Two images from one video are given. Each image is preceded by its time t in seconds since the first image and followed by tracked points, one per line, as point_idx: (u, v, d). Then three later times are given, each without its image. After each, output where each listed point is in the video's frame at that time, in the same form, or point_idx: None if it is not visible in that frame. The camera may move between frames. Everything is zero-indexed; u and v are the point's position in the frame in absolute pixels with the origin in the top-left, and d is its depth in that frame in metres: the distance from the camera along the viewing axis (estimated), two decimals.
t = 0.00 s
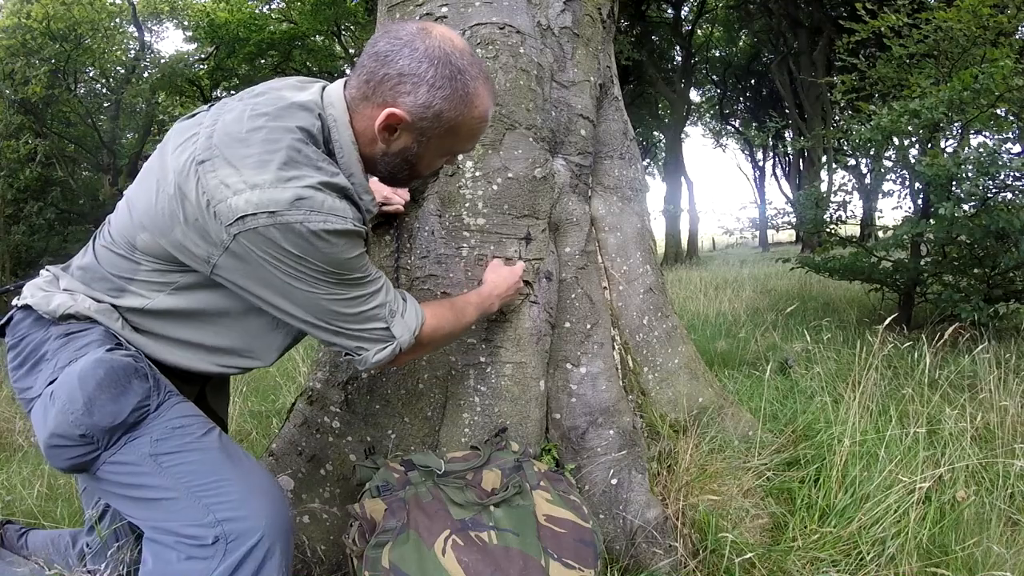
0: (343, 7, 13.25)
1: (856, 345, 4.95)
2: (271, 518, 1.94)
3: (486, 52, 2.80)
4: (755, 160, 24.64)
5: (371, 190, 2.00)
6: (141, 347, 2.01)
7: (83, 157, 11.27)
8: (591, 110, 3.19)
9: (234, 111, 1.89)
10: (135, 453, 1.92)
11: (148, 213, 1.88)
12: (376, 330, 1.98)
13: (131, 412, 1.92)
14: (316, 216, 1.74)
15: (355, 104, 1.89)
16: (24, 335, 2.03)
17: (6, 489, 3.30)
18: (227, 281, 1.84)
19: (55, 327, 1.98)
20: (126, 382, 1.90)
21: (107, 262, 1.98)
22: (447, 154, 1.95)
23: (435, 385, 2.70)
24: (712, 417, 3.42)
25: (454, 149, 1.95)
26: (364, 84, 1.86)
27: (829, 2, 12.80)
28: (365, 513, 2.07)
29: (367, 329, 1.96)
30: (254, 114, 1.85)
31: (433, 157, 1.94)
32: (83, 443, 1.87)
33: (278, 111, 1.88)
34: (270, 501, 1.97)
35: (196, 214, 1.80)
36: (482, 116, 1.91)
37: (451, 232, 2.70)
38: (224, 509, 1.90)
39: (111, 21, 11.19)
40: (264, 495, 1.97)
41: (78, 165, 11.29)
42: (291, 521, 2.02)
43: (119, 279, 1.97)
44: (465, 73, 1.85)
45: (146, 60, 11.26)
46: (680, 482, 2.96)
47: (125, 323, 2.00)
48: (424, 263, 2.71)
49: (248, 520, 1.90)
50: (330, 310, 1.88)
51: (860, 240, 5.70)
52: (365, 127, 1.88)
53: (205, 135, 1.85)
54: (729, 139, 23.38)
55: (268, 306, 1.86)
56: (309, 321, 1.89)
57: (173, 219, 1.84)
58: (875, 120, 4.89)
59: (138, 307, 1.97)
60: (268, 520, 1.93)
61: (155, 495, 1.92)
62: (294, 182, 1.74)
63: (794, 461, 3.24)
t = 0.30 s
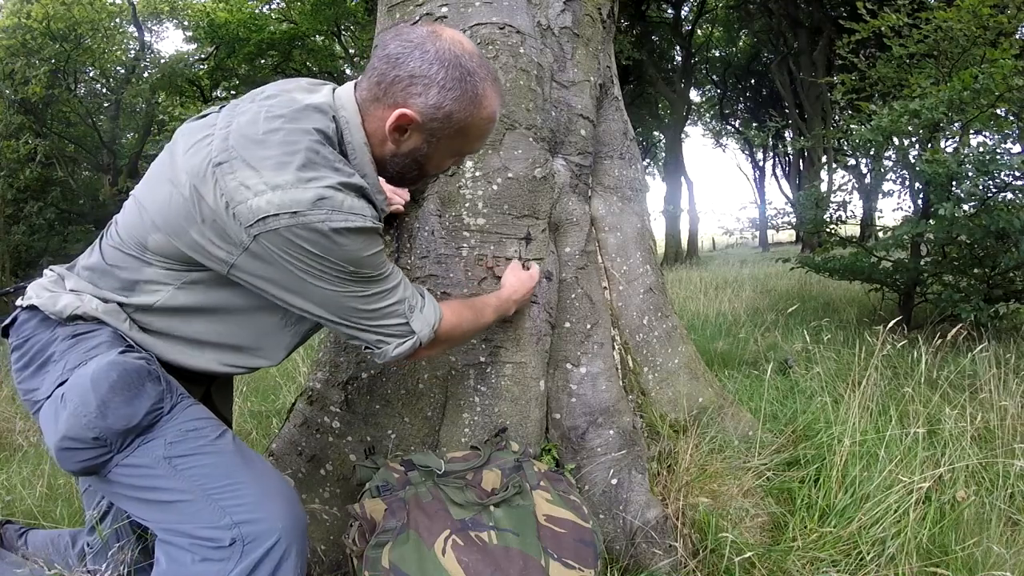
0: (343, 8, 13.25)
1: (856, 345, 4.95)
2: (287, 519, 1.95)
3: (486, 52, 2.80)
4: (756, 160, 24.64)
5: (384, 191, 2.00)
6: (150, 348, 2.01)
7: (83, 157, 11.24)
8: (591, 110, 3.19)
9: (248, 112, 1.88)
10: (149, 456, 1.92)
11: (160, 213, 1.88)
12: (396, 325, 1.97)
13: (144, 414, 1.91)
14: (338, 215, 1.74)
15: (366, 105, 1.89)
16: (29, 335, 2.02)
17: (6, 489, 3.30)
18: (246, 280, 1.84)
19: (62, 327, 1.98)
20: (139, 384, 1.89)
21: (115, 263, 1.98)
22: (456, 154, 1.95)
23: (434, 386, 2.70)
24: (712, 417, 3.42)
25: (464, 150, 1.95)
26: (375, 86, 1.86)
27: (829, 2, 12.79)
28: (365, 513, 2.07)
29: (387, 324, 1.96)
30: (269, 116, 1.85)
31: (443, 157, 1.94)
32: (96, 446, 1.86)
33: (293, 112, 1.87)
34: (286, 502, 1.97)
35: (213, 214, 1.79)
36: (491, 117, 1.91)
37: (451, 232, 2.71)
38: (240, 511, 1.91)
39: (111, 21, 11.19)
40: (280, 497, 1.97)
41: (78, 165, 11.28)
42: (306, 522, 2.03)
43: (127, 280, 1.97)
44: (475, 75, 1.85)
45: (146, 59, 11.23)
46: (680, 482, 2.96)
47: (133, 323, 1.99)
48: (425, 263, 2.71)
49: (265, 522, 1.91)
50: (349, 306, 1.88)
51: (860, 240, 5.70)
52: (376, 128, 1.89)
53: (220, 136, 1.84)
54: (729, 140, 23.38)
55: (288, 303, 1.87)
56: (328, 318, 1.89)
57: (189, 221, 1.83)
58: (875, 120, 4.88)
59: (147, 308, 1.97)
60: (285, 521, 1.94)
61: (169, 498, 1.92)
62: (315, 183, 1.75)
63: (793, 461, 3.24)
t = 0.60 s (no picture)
0: (343, 8, 13.26)
1: (856, 345, 4.95)
2: (292, 520, 1.95)
3: (486, 51, 2.80)
4: (756, 160, 24.64)
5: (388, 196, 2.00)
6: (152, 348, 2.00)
7: (83, 157, 11.22)
8: (590, 110, 3.19)
9: (256, 115, 1.88)
10: (153, 456, 1.92)
11: (167, 214, 1.88)
12: (398, 334, 1.96)
13: (148, 415, 1.91)
14: (345, 219, 1.75)
15: (374, 110, 1.89)
16: (31, 335, 2.01)
17: (6, 489, 3.30)
18: (251, 283, 1.84)
19: (65, 327, 1.97)
20: (143, 385, 1.89)
21: (118, 263, 1.98)
22: (460, 162, 1.95)
23: (434, 386, 2.70)
24: (712, 417, 3.42)
25: (468, 158, 1.95)
26: (383, 91, 1.86)
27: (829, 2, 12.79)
28: (365, 513, 2.07)
29: (389, 333, 1.95)
30: (278, 118, 1.84)
31: (447, 165, 1.94)
32: (100, 446, 1.86)
33: (301, 116, 1.87)
34: (290, 502, 1.97)
35: (221, 217, 1.80)
36: (496, 127, 1.92)
37: (451, 232, 2.71)
38: (245, 512, 1.91)
39: (110, 21, 11.21)
40: (284, 497, 1.97)
41: (78, 165, 11.27)
42: (310, 522, 2.03)
43: (131, 280, 1.97)
44: (483, 85, 1.85)
45: (146, 59, 11.37)
46: (680, 482, 2.96)
47: (136, 323, 1.99)
48: (424, 263, 2.70)
49: (270, 523, 1.91)
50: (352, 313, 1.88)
51: (860, 240, 5.70)
52: (382, 133, 1.88)
53: (228, 138, 1.84)
54: (728, 140, 23.38)
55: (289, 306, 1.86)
56: (330, 324, 1.88)
57: (196, 223, 1.83)
58: (874, 120, 4.88)
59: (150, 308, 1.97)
60: (289, 522, 1.94)
61: (174, 498, 1.92)
62: (323, 187, 1.74)
63: (793, 461, 3.24)
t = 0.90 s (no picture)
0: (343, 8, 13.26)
1: (856, 345, 4.95)
2: (291, 519, 1.95)
3: (486, 52, 2.80)
4: (756, 160, 24.64)
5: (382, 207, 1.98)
6: (152, 348, 2.00)
7: (83, 157, 11.22)
8: (591, 110, 3.19)
9: (255, 118, 1.88)
10: (152, 455, 1.92)
11: (160, 214, 1.88)
12: (358, 365, 1.98)
13: (147, 414, 1.91)
14: (327, 236, 1.73)
15: (376, 116, 1.88)
16: (31, 334, 2.01)
17: (6, 489, 3.30)
18: (228, 292, 1.83)
19: (65, 327, 1.97)
20: (142, 384, 1.89)
21: (118, 263, 1.98)
22: (460, 172, 1.95)
23: (434, 386, 2.70)
24: (712, 417, 3.42)
25: (468, 168, 1.94)
26: (386, 98, 1.85)
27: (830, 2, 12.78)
28: (365, 513, 2.07)
29: (351, 362, 1.96)
30: (276, 124, 1.84)
31: (448, 174, 1.94)
32: (99, 445, 1.86)
33: (299, 122, 1.86)
34: (289, 501, 1.97)
35: (208, 219, 1.79)
36: (498, 138, 1.92)
37: (451, 232, 2.71)
38: (244, 510, 1.91)
39: (111, 21, 11.22)
40: (284, 496, 1.97)
41: (78, 165, 11.27)
42: (309, 521, 2.03)
43: (132, 280, 1.97)
44: (486, 95, 1.85)
45: (145, 60, 11.39)
46: (680, 482, 2.96)
47: (136, 323, 1.99)
48: (425, 263, 2.71)
49: (268, 522, 1.91)
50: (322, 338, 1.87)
51: (860, 240, 5.70)
52: (383, 140, 1.88)
53: (224, 140, 1.84)
54: (728, 140, 23.37)
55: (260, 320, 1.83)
56: (298, 347, 1.86)
57: (183, 224, 1.83)
58: (875, 120, 4.88)
59: (149, 309, 1.97)
60: (287, 521, 1.94)
61: (173, 497, 1.92)
62: (310, 201, 1.74)
63: (793, 461, 3.24)
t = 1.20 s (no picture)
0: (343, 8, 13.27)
1: (856, 345, 4.95)
2: (288, 516, 1.95)
3: (486, 51, 2.80)
4: (756, 160, 24.64)
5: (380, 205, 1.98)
6: (151, 348, 2.00)
7: (83, 157, 11.24)
8: (591, 110, 3.19)
9: (252, 118, 1.88)
10: (149, 453, 1.92)
11: (159, 214, 1.87)
12: (361, 357, 2.00)
13: (145, 412, 1.91)
14: (327, 232, 1.74)
15: (372, 116, 1.88)
16: (30, 334, 2.01)
17: (6, 489, 3.30)
18: (228, 292, 1.82)
19: (63, 327, 1.97)
20: (140, 383, 1.89)
21: (117, 263, 1.98)
22: (455, 173, 1.95)
23: (434, 386, 2.70)
24: (712, 417, 3.43)
25: (463, 169, 1.94)
26: (383, 98, 1.85)
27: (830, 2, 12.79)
28: (365, 513, 2.07)
29: (355, 355, 1.98)
30: (273, 123, 1.84)
31: (443, 175, 1.94)
32: (97, 443, 1.86)
33: (297, 121, 1.87)
34: (286, 499, 1.98)
35: (208, 218, 1.79)
36: (493, 140, 1.91)
37: (451, 232, 2.71)
38: (240, 508, 1.91)
39: (111, 21, 11.24)
40: (281, 494, 1.97)
41: (78, 165, 11.28)
42: (306, 519, 2.03)
43: (130, 279, 1.97)
44: (482, 97, 1.85)
45: (146, 59, 11.58)
46: (680, 482, 2.96)
47: (134, 322, 1.99)
48: (424, 263, 2.71)
49: (265, 519, 1.91)
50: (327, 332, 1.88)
51: (860, 240, 5.70)
52: (379, 140, 1.88)
53: (223, 141, 1.84)
54: (728, 140, 23.36)
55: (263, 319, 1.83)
56: (303, 344, 1.87)
57: (183, 223, 1.83)
58: (875, 120, 4.88)
59: (147, 308, 1.97)
60: (284, 519, 1.94)
61: (170, 495, 1.92)
62: (310, 198, 1.74)
63: (793, 461, 3.24)
